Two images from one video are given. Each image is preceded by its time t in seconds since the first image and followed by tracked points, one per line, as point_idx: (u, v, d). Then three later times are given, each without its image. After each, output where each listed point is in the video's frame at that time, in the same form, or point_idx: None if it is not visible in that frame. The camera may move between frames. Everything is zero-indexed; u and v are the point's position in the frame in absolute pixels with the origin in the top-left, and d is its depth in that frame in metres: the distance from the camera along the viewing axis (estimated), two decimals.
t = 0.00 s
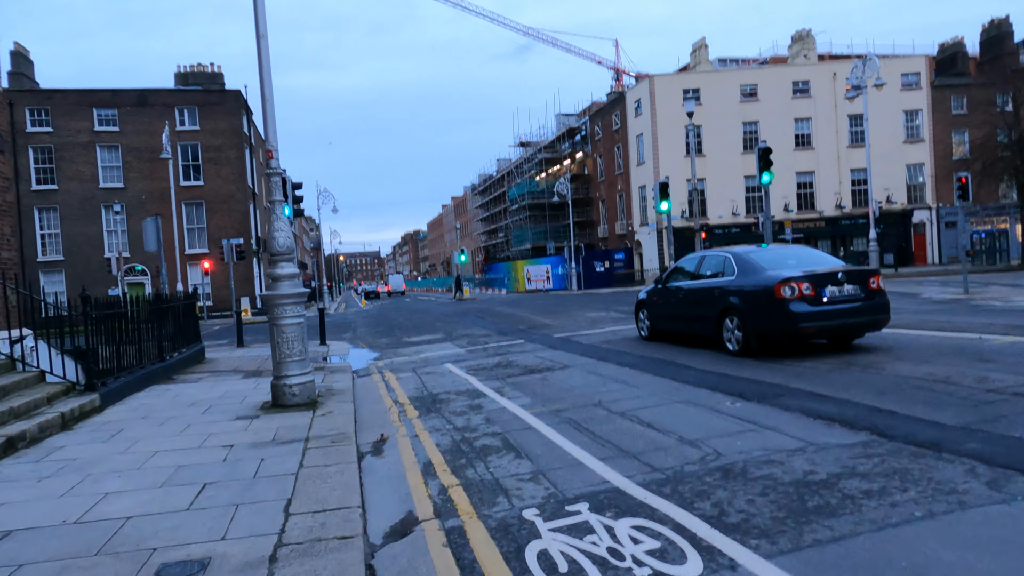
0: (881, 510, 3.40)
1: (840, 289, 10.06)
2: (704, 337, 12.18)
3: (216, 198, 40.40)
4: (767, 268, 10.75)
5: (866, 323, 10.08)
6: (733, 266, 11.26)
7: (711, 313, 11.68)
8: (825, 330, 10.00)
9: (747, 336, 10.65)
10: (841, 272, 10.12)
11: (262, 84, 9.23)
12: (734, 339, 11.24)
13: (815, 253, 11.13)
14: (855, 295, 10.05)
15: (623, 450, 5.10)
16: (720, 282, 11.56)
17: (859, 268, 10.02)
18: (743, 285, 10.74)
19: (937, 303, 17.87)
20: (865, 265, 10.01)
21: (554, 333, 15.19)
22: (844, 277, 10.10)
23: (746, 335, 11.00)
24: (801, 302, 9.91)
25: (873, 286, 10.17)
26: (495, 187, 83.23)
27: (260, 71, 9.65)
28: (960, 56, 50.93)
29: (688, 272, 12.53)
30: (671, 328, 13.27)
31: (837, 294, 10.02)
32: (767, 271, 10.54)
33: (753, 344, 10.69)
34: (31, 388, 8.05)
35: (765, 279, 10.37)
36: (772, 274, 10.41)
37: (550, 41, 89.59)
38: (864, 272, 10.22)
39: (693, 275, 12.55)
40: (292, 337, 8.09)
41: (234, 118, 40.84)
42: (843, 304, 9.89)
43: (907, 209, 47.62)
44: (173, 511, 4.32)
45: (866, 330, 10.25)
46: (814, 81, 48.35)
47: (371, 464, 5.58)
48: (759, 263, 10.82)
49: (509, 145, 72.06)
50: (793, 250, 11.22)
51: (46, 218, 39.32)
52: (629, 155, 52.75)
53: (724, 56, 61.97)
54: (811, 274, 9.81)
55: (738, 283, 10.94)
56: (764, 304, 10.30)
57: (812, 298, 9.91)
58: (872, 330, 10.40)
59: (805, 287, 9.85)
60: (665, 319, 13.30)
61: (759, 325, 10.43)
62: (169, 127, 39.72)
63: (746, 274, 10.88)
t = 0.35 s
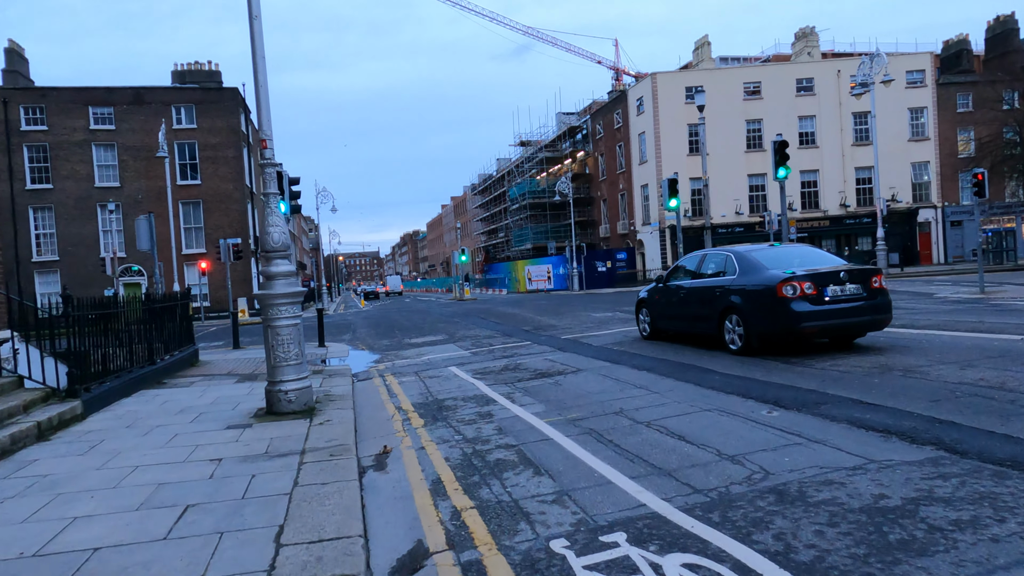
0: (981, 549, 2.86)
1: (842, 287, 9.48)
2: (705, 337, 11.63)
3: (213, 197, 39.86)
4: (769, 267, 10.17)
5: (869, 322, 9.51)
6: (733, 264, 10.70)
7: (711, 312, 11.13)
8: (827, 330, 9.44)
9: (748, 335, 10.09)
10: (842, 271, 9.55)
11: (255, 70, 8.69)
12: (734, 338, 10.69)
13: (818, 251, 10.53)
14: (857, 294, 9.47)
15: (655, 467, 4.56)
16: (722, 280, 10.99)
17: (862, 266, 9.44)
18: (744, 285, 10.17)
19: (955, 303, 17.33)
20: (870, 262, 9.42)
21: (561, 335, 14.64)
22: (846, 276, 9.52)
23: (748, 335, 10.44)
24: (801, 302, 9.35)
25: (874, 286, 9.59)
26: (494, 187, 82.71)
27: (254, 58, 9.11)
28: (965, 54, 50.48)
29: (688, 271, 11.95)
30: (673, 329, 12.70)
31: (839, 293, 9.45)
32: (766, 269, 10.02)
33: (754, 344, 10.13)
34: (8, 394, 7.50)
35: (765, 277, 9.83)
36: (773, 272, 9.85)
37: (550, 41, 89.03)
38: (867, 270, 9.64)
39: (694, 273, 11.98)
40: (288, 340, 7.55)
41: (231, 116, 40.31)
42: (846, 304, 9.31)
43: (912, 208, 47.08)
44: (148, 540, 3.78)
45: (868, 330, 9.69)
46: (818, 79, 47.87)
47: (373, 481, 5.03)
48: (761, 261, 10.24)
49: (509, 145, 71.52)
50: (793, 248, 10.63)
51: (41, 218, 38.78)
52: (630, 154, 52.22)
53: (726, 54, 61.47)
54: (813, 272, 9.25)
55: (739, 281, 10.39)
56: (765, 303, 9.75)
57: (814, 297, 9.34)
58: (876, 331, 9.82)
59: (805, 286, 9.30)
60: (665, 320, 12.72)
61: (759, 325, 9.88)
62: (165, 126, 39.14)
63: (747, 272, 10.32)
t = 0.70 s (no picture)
0: None
1: (828, 288, 9.11)
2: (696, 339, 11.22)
3: (212, 196, 39.32)
4: (755, 267, 9.79)
5: (854, 323, 9.14)
6: (721, 264, 10.29)
7: (699, 313, 10.74)
8: (813, 331, 9.07)
9: (734, 336, 9.73)
10: (827, 271, 9.18)
11: (249, 54, 8.18)
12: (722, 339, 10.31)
13: (806, 251, 10.14)
14: (842, 295, 9.10)
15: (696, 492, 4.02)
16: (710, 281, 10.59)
17: (847, 266, 9.07)
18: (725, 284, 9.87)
19: (973, 303, 16.81)
20: (856, 263, 9.05)
21: (569, 337, 14.10)
22: (831, 277, 9.15)
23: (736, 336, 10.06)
24: (784, 303, 8.99)
25: (859, 286, 9.22)
26: (495, 186, 82.17)
27: (248, 44, 8.58)
28: (971, 52, 50.02)
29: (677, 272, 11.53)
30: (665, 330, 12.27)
31: (823, 294, 9.08)
32: (749, 269, 9.68)
33: (740, 345, 9.77)
34: None
35: (751, 278, 9.45)
36: (759, 273, 9.48)
37: (550, 40, 88.52)
38: (852, 271, 9.27)
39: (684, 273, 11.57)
40: (282, 344, 7.04)
41: (230, 114, 39.78)
42: (832, 305, 8.94)
43: (918, 207, 46.55)
44: None
45: (853, 330, 9.34)
46: (822, 77, 47.36)
47: (376, 504, 4.49)
48: (748, 261, 9.85)
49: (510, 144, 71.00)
50: (780, 248, 10.24)
51: (37, 216, 38.26)
52: (633, 153, 51.69)
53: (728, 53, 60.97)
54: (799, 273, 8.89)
55: (725, 282, 10.00)
56: (751, 304, 9.39)
57: (799, 298, 8.97)
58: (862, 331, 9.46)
59: (787, 286, 8.95)
60: (657, 321, 12.29)
61: (745, 327, 9.50)
62: (163, 123, 38.59)
63: (733, 272, 9.94)
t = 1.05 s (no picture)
0: None
1: (797, 289, 9.35)
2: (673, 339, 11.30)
3: (208, 195, 38.74)
4: (730, 269, 9.95)
5: (822, 324, 9.38)
6: (695, 266, 10.43)
7: (674, 314, 10.85)
8: (782, 331, 9.30)
9: (709, 336, 9.89)
10: (797, 273, 9.41)
11: (238, 36, 7.62)
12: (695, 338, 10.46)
13: (776, 255, 10.35)
14: (811, 296, 9.34)
15: (749, 526, 3.46)
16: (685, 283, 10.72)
17: (815, 269, 9.31)
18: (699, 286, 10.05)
19: (993, 305, 16.26)
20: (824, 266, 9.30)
21: (577, 340, 13.55)
22: (801, 278, 9.39)
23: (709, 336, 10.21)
24: (759, 303, 9.17)
25: (827, 287, 9.47)
26: (495, 186, 81.67)
27: (237, 27, 7.99)
28: (976, 51, 49.57)
29: (654, 273, 11.62)
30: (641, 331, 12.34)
31: (794, 295, 9.31)
32: (725, 271, 9.83)
33: (714, 343, 9.94)
34: None
35: (725, 279, 9.61)
36: (732, 274, 9.64)
37: (550, 40, 88.03)
38: (820, 273, 9.52)
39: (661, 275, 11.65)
40: (274, 350, 6.48)
41: (226, 112, 39.18)
42: (800, 306, 9.18)
43: (924, 208, 45.89)
44: None
45: (821, 330, 9.59)
46: (826, 76, 46.88)
47: (377, 537, 3.93)
48: (723, 263, 10.02)
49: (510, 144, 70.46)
50: (753, 252, 10.44)
51: (30, 216, 37.64)
52: (635, 153, 51.14)
53: (730, 52, 60.48)
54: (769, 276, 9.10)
55: (699, 283, 10.16)
56: (723, 303, 9.58)
57: (768, 299, 9.18)
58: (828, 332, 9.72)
59: (761, 287, 9.16)
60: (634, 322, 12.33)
61: (718, 326, 9.67)
62: (159, 122, 38.01)
63: (708, 273, 10.08)
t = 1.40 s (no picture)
0: None
1: (760, 288, 10.21)
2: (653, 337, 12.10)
3: (207, 195, 38.23)
4: (702, 271, 10.77)
5: (783, 319, 10.25)
6: (670, 268, 11.26)
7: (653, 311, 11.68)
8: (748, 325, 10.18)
9: (682, 332, 10.75)
10: (761, 274, 10.27)
11: (232, 14, 7.06)
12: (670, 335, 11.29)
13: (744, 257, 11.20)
14: (774, 294, 10.19)
15: (826, 565, 2.94)
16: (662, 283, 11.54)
17: (777, 270, 10.15)
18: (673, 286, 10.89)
19: (1017, 306, 15.72)
20: (785, 268, 10.15)
21: (588, 342, 13.02)
22: (764, 278, 10.25)
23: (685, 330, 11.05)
24: (725, 302, 10.03)
25: (789, 286, 10.33)
26: (496, 186, 81.23)
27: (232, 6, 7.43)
28: (983, 49, 49.06)
29: (635, 275, 12.41)
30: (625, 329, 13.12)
31: (758, 293, 10.17)
32: (697, 272, 10.65)
33: (687, 338, 10.77)
34: None
35: (696, 280, 10.45)
36: (702, 274, 10.48)
37: (551, 40, 87.55)
38: (783, 273, 10.37)
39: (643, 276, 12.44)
40: (271, 354, 5.96)
41: (225, 110, 38.66)
42: (764, 303, 10.03)
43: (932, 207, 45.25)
44: None
45: (785, 326, 10.43)
46: (832, 74, 46.39)
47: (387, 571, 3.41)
48: (695, 264, 10.83)
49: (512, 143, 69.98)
50: (722, 255, 11.28)
51: (27, 216, 37.10)
52: (638, 152, 50.61)
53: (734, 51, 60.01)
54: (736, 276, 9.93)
55: (674, 283, 10.99)
56: (695, 301, 10.44)
57: (735, 297, 10.02)
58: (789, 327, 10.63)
59: (727, 287, 10.01)
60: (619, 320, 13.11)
61: (690, 323, 10.51)
62: (157, 120, 37.52)
63: (682, 275, 10.90)
